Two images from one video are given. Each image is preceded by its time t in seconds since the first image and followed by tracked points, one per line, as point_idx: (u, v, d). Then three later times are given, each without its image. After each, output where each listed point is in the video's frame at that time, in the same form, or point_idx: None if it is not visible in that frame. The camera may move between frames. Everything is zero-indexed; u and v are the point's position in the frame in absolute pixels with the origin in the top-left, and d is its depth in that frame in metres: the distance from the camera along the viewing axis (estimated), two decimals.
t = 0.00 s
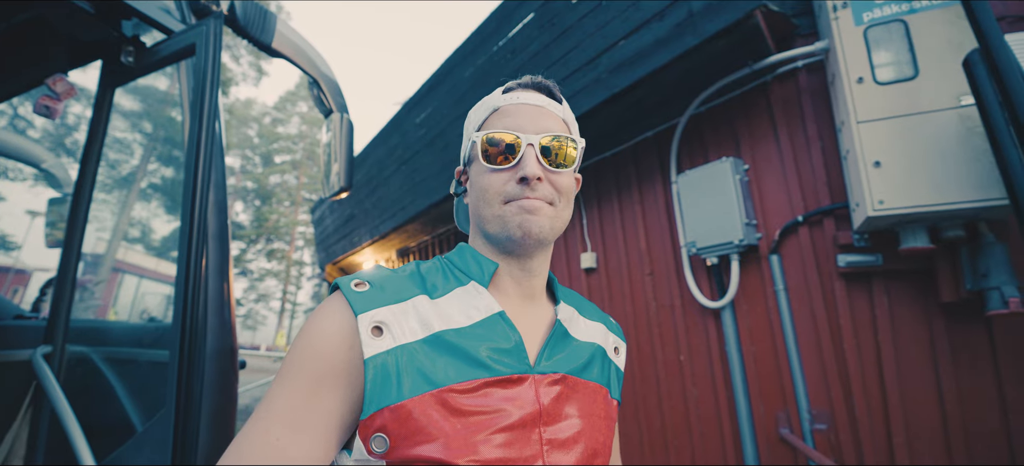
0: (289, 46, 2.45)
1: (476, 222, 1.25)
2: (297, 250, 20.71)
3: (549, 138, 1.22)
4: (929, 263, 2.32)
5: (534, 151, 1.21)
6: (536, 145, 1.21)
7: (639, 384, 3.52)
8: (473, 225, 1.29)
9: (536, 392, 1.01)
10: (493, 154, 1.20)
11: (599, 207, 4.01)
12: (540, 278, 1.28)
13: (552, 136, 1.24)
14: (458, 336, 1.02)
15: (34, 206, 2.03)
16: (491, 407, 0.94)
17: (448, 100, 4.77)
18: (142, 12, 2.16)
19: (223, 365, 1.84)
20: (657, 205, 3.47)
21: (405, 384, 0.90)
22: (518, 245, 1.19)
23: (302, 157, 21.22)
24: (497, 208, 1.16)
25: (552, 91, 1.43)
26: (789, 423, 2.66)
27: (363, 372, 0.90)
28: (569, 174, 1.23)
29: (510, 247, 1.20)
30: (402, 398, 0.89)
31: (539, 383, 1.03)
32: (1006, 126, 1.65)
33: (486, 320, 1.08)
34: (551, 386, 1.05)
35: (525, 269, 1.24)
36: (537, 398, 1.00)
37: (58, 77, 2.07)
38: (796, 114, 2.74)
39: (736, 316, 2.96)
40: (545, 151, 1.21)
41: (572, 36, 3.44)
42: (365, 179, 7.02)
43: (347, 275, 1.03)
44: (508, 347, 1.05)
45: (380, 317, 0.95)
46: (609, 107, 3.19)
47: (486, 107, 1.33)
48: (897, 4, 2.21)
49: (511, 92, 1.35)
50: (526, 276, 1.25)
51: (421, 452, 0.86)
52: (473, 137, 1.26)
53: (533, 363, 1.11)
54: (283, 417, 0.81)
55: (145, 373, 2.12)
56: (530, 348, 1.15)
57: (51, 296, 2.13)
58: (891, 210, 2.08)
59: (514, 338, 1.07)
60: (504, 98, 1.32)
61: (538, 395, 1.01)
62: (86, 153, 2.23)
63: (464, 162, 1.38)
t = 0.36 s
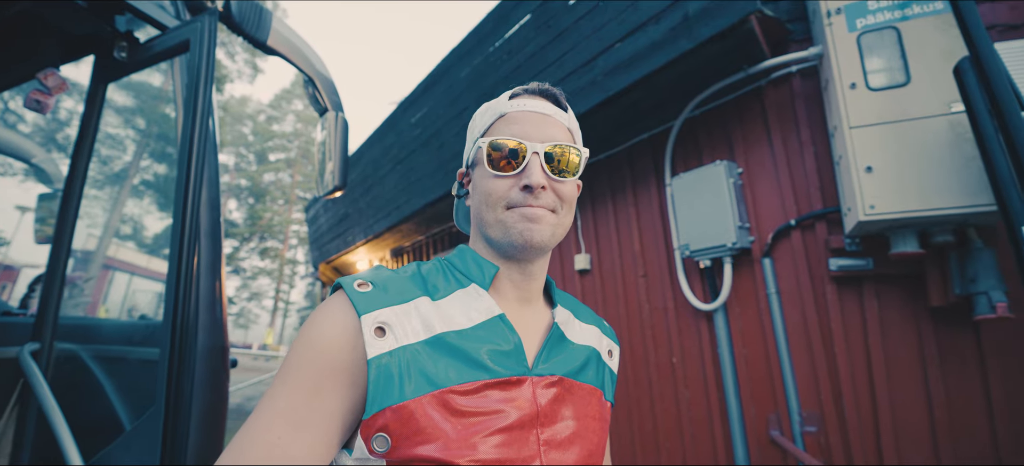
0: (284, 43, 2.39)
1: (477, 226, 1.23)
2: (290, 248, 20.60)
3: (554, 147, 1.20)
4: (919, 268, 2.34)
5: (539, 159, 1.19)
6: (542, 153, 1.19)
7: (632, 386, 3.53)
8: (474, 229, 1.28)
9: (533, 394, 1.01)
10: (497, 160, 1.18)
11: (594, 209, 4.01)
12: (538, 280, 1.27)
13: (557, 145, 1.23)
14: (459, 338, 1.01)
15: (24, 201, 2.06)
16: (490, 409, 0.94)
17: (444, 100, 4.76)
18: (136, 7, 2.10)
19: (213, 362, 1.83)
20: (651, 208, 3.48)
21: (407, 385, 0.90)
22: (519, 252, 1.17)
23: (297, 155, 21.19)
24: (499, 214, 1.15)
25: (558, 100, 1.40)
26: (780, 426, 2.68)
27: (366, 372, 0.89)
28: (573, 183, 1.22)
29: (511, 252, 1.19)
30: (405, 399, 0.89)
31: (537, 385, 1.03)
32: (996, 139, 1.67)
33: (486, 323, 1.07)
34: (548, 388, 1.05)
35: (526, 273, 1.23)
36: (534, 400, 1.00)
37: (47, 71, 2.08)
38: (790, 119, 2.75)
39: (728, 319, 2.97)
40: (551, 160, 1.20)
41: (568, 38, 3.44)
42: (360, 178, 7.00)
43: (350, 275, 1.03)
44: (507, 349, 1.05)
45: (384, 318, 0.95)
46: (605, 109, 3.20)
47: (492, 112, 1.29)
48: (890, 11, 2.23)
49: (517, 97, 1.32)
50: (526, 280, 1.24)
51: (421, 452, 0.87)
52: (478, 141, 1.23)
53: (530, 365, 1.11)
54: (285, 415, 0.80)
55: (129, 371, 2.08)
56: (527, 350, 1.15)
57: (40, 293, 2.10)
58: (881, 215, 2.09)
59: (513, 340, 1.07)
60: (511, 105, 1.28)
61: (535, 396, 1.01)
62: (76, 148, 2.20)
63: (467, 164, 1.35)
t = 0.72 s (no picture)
0: (268, 35, 2.36)
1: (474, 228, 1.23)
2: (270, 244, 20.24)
3: (554, 156, 1.20)
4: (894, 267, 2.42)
5: (538, 168, 1.18)
6: (541, 162, 1.18)
7: (615, 382, 3.57)
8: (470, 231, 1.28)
9: (528, 390, 1.02)
10: (498, 166, 1.17)
11: (579, 207, 4.04)
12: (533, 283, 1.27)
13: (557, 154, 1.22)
14: (460, 336, 1.01)
15: None
16: (488, 405, 0.95)
17: (430, 96, 4.73)
18: None
19: (195, 358, 1.79)
20: (636, 207, 3.51)
21: (414, 380, 0.90)
22: (515, 257, 1.18)
23: (278, 149, 20.85)
24: (496, 218, 1.15)
25: (558, 109, 1.37)
26: (760, 421, 2.74)
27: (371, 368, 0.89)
28: (570, 191, 1.22)
29: (506, 256, 1.19)
30: (408, 395, 0.88)
31: (532, 381, 1.04)
32: (969, 142, 1.74)
33: (485, 322, 1.07)
34: (542, 385, 1.06)
35: (521, 276, 1.22)
36: (529, 397, 1.01)
37: (21, 61, 2.00)
38: (773, 121, 2.80)
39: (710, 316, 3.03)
40: (550, 168, 1.19)
41: (556, 36, 3.45)
42: (343, 174, 6.92)
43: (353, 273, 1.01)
44: (505, 347, 1.05)
45: (387, 316, 0.94)
46: (592, 108, 3.22)
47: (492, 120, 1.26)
48: (870, 16, 2.30)
49: (518, 105, 1.30)
50: (520, 283, 1.23)
51: (422, 447, 0.87)
52: (478, 148, 1.22)
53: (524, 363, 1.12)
54: (289, 411, 0.80)
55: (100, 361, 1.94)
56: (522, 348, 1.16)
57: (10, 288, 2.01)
58: (860, 215, 2.15)
59: (510, 338, 1.08)
60: (512, 113, 1.26)
61: (530, 392, 1.02)
62: (52, 140, 2.15)
63: (465, 168, 1.33)
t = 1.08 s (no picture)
0: (248, 25, 2.31)
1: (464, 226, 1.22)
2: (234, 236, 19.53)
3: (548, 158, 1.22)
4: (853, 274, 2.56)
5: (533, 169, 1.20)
6: (536, 163, 1.20)
7: (586, 381, 3.64)
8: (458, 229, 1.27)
9: (513, 385, 1.05)
10: (493, 165, 1.18)
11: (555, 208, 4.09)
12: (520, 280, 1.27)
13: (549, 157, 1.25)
14: (452, 330, 1.02)
15: None
16: (476, 399, 0.96)
17: (409, 92, 4.69)
18: None
19: (163, 353, 1.73)
20: (611, 210, 3.58)
21: (411, 374, 0.90)
22: (505, 257, 1.19)
23: (245, 139, 20.22)
24: (490, 217, 1.15)
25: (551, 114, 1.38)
26: (724, 418, 2.84)
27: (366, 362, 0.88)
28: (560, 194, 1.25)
29: (496, 256, 1.19)
30: (403, 388, 0.89)
31: (516, 376, 1.07)
32: (922, 162, 1.87)
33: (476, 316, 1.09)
34: (525, 380, 1.08)
35: (509, 275, 1.23)
36: (513, 392, 1.04)
37: None
38: (745, 132, 2.91)
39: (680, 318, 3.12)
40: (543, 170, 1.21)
41: (538, 39, 3.48)
42: (315, 167, 6.76)
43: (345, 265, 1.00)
44: (494, 342, 1.07)
45: (382, 309, 0.94)
46: (572, 111, 3.27)
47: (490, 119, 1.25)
48: (836, 37, 2.43)
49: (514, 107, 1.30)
50: (507, 281, 1.24)
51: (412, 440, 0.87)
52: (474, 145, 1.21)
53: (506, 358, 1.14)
54: (277, 404, 0.79)
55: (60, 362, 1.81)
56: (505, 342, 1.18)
57: None
58: (824, 224, 2.27)
59: (497, 333, 1.09)
60: (509, 114, 1.26)
61: (514, 387, 1.05)
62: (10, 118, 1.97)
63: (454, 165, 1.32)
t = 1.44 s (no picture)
0: (220, 19, 2.25)
1: (433, 208, 1.21)
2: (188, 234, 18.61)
3: (519, 138, 1.23)
4: (806, 273, 2.74)
5: (504, 149, 1.20)
6: (508, 143, 1.21)
7: (556, 377, 3.72)
8: (425, 211, 1.25)
9: (483, 376, 1.07)
10: (464, 145, 1.18)
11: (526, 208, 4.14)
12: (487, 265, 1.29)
13: (521, 137, 1.26)
14: (422, 320, 1.03)
15: None
16: (450, 391, 0.98)
17: (380, 90, 4.63)
18: None
19: (129, 357, 1.54)
20: (581, 210, 3.67)
21: (384, 368, 0.91)
22: (475, 241, 1.19)
23: (201, 132, 19.34)
24: (460, 198, 1.15)
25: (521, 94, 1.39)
26: (687, 411, 2.98)
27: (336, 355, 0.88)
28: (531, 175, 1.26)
29: (465, 239, 1.20)
30: (375, 383, 0.89)
31: (484, 364, 1.09)
32: (868, 170, 2.02)
33: (446, 305, 1.10)
34: (494, 369, 1.11)
35: (477, 260, 1.24)
36: (484, 382, 1.06)
37: None
38: (709, 138, 3.05)
39: (646, 316, 3.24)
40: (515, 151, 1.22)
41: (513, 42, 3.52)
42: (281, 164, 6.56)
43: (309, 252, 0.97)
44: (465, 332, 1.08)
45: (351, 298, 0.93)
46: (545, 114, 3.32)
47: (460, 96, 1.24)
48: (794, 51, 2.59)
49: (484, 85, 1.30)
50: (475, 267, 1.25)
51: (388, 437, 0.87)
52: (444, 123, 1.20)
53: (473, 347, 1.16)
54: (238, 402, 0.78)
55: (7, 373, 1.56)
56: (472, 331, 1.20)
57: None
58: (781, 227, 2.42)
59: (467, 321, 1.11)
60: (479, 92, 1.26)
61: (484, 378, 1.07)
62: None
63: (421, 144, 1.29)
